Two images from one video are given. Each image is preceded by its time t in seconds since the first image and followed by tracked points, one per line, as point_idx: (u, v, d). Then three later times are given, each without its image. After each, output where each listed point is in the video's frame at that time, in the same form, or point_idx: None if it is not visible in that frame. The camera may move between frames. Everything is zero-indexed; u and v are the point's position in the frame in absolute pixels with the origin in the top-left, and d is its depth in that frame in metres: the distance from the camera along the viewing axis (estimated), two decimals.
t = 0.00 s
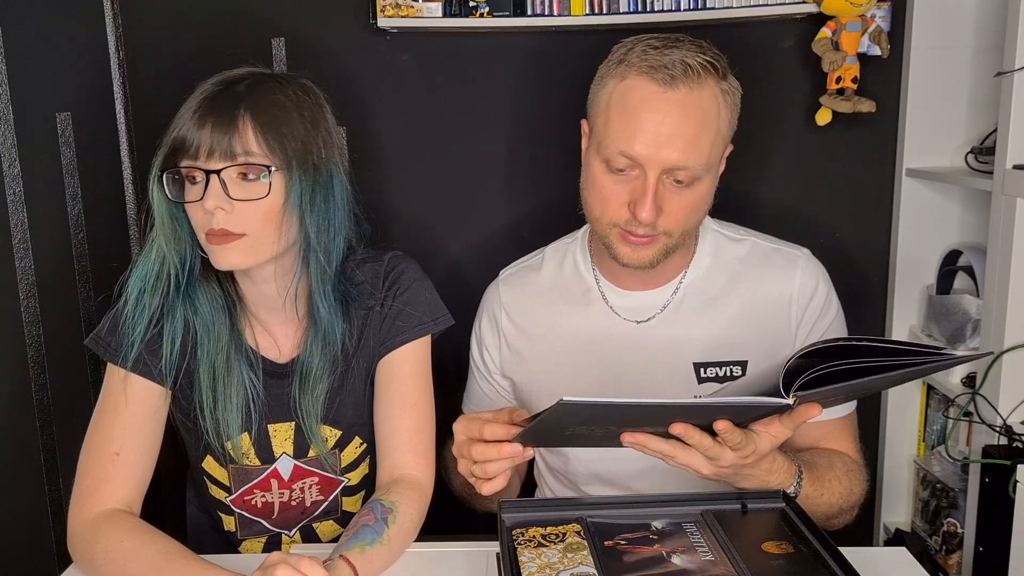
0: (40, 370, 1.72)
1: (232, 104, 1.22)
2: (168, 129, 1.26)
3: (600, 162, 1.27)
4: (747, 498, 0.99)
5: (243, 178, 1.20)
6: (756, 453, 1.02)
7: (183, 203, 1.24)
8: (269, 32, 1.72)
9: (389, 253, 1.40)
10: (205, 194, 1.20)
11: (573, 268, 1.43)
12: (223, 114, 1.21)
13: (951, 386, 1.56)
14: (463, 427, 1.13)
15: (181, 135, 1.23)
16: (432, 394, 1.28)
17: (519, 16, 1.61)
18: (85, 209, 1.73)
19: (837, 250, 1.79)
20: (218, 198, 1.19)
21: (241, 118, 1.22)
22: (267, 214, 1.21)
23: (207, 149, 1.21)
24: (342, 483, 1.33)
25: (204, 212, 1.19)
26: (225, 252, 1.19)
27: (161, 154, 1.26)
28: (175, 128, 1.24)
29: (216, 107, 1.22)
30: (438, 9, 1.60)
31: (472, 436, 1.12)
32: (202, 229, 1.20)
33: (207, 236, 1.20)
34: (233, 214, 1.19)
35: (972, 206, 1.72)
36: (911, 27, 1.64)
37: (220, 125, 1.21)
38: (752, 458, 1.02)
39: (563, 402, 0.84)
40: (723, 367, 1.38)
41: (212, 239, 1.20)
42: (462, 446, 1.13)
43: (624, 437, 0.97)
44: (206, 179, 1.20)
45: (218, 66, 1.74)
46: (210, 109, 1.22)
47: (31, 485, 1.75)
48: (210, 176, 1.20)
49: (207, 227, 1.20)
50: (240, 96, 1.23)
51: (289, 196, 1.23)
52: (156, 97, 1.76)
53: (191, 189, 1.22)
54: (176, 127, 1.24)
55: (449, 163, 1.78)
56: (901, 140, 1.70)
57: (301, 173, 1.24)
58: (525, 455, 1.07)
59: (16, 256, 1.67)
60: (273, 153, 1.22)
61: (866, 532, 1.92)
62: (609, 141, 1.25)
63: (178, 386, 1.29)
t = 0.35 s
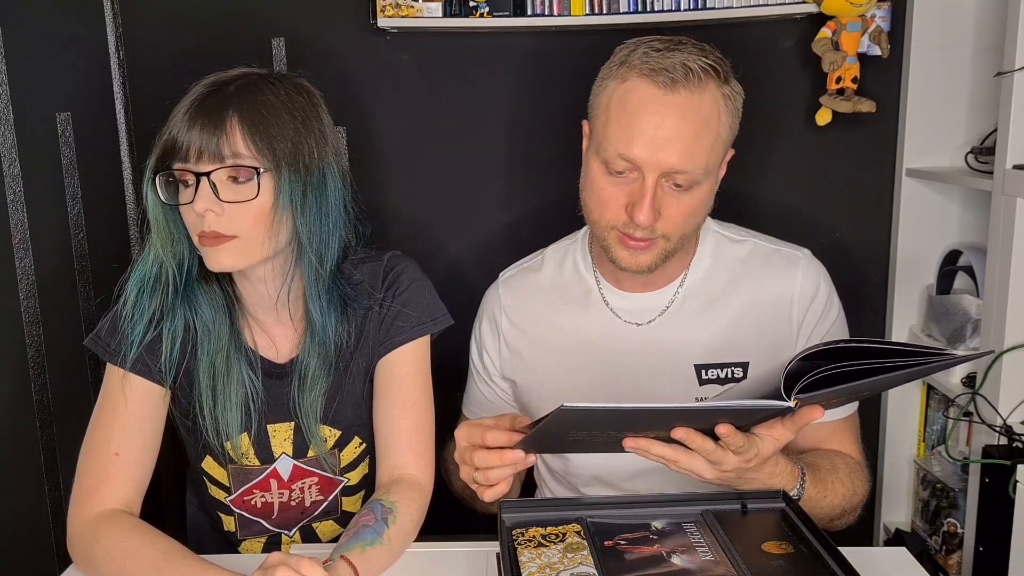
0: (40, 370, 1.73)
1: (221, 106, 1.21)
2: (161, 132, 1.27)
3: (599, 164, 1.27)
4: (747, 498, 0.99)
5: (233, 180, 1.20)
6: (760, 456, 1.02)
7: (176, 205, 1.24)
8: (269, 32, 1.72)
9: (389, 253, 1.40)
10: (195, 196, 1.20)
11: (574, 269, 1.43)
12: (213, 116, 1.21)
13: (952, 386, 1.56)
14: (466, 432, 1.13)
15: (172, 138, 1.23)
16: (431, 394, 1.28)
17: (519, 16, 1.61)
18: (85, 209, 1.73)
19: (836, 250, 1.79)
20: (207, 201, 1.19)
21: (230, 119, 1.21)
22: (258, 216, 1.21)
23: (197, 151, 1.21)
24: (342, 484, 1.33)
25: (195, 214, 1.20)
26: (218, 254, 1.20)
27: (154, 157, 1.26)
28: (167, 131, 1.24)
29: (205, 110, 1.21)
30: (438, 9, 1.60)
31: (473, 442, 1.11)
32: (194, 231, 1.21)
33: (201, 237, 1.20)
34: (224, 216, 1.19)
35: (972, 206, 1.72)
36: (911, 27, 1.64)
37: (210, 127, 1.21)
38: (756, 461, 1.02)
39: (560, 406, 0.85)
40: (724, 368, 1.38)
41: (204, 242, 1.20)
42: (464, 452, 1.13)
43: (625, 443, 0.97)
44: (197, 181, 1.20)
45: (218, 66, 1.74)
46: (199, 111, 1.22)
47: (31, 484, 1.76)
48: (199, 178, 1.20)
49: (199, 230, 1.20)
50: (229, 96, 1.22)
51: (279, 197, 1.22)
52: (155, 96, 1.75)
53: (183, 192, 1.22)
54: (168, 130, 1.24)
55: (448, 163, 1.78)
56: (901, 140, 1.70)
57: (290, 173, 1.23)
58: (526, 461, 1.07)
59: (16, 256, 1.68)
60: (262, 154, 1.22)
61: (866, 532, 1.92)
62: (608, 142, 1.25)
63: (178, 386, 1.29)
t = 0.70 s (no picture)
0: (40, 370, 1.73)
1: (222, 107, 1.21)
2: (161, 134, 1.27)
3: (606, 163, 1.27)
4: (747, 498, 0.99)
5: (236, 181, 1.20)
6: (762, 455, 1.02)
7: (178, 207, 1.24)
8: (269, 32, 1.72)
9: (388, 252, 1.41)
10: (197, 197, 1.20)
11: (574, 269, 1.43)
12: (214, 117, 1.21)
13: (952, 385, 1.56)
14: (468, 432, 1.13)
15: (173, 140, 1.23)
16: (431, 393, 1.28)
17: (519, 16, 1.61)
18: (85, 210, 1.73)
19: (836, 250, 1.79)
20: (211, 202, 1.19)
21: (232, 120, 1.21)
22: (261, 216, 1.21)
23: (199, 153, 1.21)
24: (342, 483, 1.33)
25: (198, 215, 1.20)
26: (221, 254, 1.20)
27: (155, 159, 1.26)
28: (168, 133, 1.24)
29: (206, 110, 1.21)
30: (438, 9, 1.60)
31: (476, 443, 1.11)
32: (197, 233, 1.21)
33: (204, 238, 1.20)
34: (228, 217, 1.19)
35: (972, 206, 1.72)
36: (911, 27, 1.64)
37: (212, 129, 1.21)
38: (758, 460, 1.02)
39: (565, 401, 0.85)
40: (725, 367, 1.38)
41: (207, 243, 1.20)
42: (464, 452, 1.13)
43: (628, 441, 0.97)
44: (199, 183, 1.20)
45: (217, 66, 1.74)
46: (201, 113, 1.21)
47: (31, 484, 1.77)
48: (201, 179, 1.20)
49: (202, 231, 1.20)
50: (230, 97, 1.22)
51: (282, 197, 1.23)
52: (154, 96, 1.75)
53: (185, 193, 1.22)
54: (169, 133, 1.24)
55: (448, 163, 1.78)
56: (901, 140, 1.70)
57: (292, 173, 1.23)
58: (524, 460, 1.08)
59: (16, 257, 1.69)
60: (264, 155, 1.22)
61: (866, 533, 1.91)
62: (615, 142, 1.25)
63: (178, 387, 1.29)
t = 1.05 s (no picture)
0: (40, 370, 1.74)
1: (225, 107, 1.21)
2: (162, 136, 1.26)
3: (642, 169, 1.26)
4: (747, 498, 0.99)
5: (241, 182, 1.20)
6: (770, 457, 1.03)
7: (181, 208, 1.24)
8: (269, 32, 1.72)
9: (389, 252, 1.40)
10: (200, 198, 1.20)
11: (577, 266, 1.43)
12: (218, 117, 1.21)
13: (952, 385, 1.56)
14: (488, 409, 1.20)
15: (176, 142, 1.23)
16: (431, 393, 1.28)
17: (519, 16, 1.61)
18: (85, 210, 1.73)
19: (836, 250, 1.79)
20: (216, 202, 1.19)
21: (235, 121, 1.21)
22: (265, 216, 1.21)
23: (204, 154, 1.21)
24: (342, 483, 1.33)
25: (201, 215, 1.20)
26: (227, 255, 1.20)
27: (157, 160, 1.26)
28: (170, 134, 1.24)
29: (209, 111, 1.21)
30: (438, 9, 1.60)
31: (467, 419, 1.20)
32: (201, 234, 1.21)
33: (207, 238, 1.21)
34: (232, 218, 1.19)
35: (972, 206, 1.72)
36: (911, 27, 1.64)
37: (215, 130, 1.21)
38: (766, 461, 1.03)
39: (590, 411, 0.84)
40: (728, 364, 1.38)
41: (212, 244, 1.20)
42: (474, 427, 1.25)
43: (638, 443, 0.97)
44: (204, 184, 1.20)
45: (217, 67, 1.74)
46: (203, 114, 1.21)
47: (32, 484, 1.77)
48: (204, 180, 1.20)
49: (207, 232, 1.20)
50: (232, 97, 1.22)
51: (286, 198, 1.23)
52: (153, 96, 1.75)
53: (190, 195, 1.22)
54: (171, 134, 1.24)
55: (448, 163, 1.78)
56: (901, 140, 1.70)
57: (295, 172, 1.23)
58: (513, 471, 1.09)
59: (16, 256, 1.70)
60: (269, 155, 1.22)
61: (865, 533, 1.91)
62: (649, 145, 1.24)
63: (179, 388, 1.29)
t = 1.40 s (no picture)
0: (40, 370, 1.74)
1: (234, 109, 1.21)
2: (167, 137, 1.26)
3: (651, 162, 1.28)
4: (747, 498, 0.99)
5: (249, 183, 1.20)
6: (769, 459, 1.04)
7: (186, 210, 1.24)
8: (269, 32, 1.72)
9: (388, 252, 1.41)
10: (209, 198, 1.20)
11: (581, 264, 1.43)
12: (225, 119, 1.21)
13: (952, 385, 1.56)
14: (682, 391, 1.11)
15: (185, 144, 1.22)
16: (431, 393, 1.28)
17: (519, 16, 1.61)
18: (85, 210, 1.73)
19: (836, 251, 1.79)
20: (227, 204, 1.19)
21: (244, 122, 1.21)
22: (274, 217, 1.21)
23: (212, 155, 1.21)
24: (342, 483, 1.33)
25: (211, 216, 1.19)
26: (237, 257, 1.19)
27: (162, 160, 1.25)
28: (176, 135, 1.23)
29: (215, 114, 1.21)
30: (438, 9, 1.60)
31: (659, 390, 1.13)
32: (207, 237, 1.21)
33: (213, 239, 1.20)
34: (241, 220, 1.19)
35: (972, 206, 1.72)
36: (911, 27, 1.64)
37: (224, 132, 1.20)
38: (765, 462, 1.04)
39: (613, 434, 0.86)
40: (730, 360, 1.38)
41: (221, 245, 1.19)
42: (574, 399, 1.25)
43: (641, 454, 0.97)
44: (212, 185, 1.20)
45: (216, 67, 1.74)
46: (212, 116, 1.21)
47: (32, 484, 1.78)
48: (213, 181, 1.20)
49: (215, 233, 1.20)
50: (237, 99, 1.22)
51: (295, 199, 1.23)
52: (154, 96, 1.75)
53: (197, 196, 1.21)
54: (177, 134, 1.23)
55: (447, 163, 1.78)
56: (901, 140, 1.70)
57: (303, 173, 1.23)
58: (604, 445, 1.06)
59: (16, 256, 1.69)
60: (278, 156, 1.22)
61: (865, 532, 1.91)
62: (659, 138, 1.26)
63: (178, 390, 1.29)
